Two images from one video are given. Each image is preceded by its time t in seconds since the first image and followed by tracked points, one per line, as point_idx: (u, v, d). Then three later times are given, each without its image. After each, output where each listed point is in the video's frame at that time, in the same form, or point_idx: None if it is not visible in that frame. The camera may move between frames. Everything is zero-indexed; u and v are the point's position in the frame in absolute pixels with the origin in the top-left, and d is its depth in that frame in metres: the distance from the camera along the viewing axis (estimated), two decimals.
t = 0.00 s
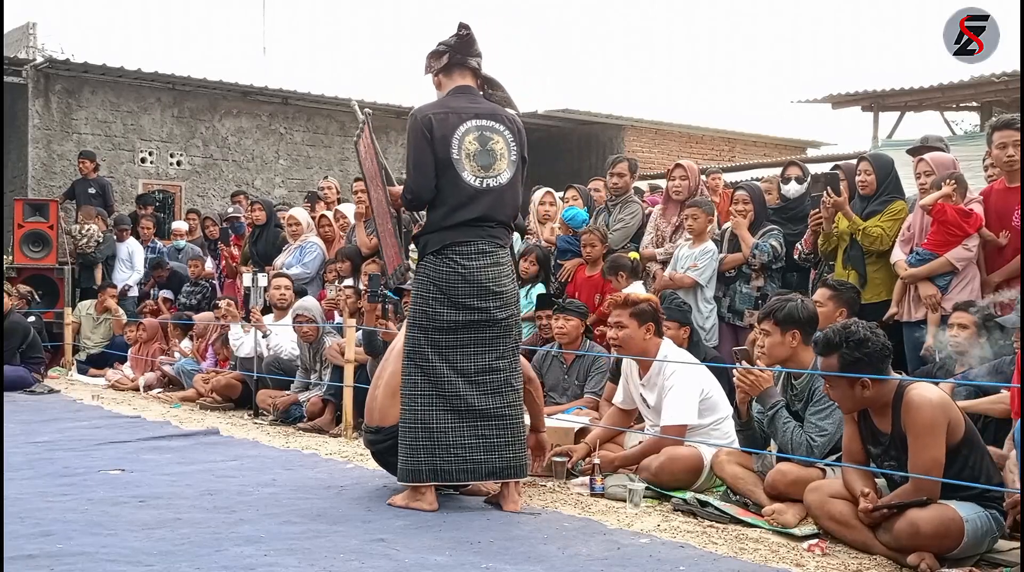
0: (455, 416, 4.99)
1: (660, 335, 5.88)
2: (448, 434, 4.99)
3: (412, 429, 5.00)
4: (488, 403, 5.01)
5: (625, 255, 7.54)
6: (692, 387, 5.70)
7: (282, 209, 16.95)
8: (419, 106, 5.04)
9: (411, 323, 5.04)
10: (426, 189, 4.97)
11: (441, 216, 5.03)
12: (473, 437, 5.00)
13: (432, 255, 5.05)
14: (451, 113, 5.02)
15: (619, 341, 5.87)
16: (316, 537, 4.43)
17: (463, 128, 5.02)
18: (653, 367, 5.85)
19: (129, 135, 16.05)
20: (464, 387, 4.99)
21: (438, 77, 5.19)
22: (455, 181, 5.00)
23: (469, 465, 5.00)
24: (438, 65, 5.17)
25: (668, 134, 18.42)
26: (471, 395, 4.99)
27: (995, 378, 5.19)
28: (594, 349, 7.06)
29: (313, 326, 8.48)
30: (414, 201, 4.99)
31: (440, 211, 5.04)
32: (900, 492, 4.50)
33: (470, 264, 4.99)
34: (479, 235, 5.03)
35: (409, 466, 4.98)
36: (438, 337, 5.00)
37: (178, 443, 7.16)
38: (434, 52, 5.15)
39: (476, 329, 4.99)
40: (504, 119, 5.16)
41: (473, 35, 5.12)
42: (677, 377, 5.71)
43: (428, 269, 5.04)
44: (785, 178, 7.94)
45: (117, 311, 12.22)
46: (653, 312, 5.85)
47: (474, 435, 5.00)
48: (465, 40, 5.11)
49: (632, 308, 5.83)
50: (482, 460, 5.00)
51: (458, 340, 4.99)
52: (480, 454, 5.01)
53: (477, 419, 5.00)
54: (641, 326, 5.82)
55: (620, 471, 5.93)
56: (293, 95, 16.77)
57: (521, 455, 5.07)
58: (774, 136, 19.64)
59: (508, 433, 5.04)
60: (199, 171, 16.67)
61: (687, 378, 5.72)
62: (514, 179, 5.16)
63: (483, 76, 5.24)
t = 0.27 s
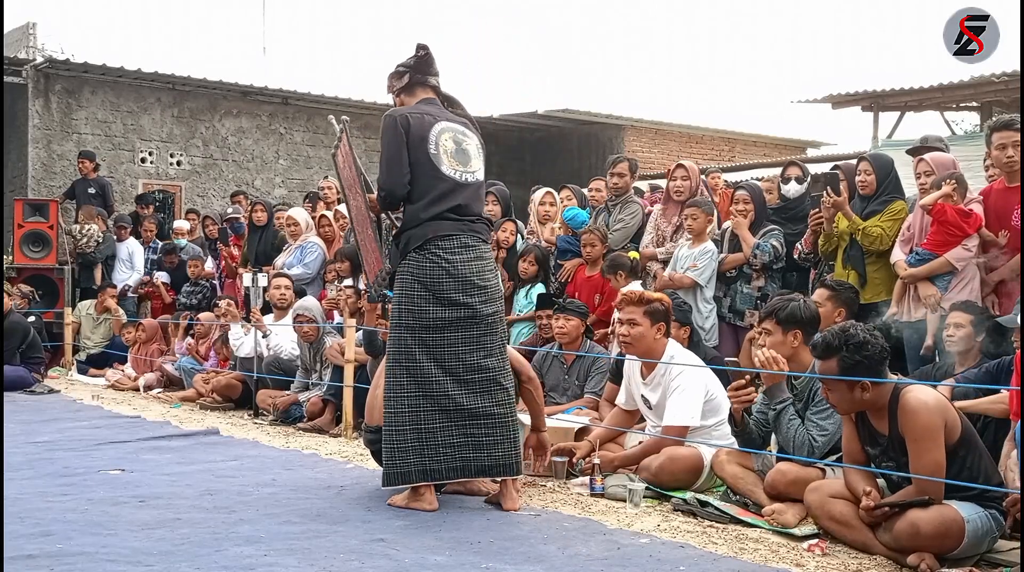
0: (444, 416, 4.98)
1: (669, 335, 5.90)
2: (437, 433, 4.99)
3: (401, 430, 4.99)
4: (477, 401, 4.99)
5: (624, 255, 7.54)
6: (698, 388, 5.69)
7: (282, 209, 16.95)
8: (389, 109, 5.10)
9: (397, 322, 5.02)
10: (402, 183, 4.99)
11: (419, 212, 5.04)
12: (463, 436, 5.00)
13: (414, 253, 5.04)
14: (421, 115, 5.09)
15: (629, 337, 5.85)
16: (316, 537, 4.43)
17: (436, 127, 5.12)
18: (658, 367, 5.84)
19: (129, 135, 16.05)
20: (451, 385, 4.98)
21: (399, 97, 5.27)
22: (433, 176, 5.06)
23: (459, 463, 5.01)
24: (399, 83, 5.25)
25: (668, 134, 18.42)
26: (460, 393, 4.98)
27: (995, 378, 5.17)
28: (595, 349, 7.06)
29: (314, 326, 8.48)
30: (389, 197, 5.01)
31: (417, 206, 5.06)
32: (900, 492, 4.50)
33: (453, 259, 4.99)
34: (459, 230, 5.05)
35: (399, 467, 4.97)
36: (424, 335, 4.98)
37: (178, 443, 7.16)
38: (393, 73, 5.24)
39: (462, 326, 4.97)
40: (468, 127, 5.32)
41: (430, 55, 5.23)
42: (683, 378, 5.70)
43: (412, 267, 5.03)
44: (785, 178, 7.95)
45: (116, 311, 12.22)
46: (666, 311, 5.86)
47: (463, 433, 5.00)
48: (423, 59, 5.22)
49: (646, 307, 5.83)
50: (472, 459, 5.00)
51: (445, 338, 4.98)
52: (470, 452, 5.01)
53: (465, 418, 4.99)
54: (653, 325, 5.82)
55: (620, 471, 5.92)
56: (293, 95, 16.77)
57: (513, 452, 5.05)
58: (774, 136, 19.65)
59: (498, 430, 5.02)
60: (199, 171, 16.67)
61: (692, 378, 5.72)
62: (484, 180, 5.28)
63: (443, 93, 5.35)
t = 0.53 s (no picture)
0: (439, 414, 4.97)
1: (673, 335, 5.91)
2: (434, 433, 4.97)
3: (397, 431, 4.96)
4: (472, 398, 5.00)
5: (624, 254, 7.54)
6: (699, 388, 5.69)
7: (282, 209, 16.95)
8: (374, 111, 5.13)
9: (389, 321, 5.02)
10: (389, 179, 5.00)
11: (405, 209, 5.06)
12: (460, 434, 4.98)
13: (403, 251, 5.05)
14: (405, 117, 5.12)
15: (634, 339, 5.85)
16: (316, 537, 4.43)
17: (422, 129, 5.17)
18: (661, 367, 5.84)
19: (129, 135, 16.05)
20: (445, 382, 4.98)
21: (381, 107, 5.30)
22: (420, 174, 5.09)
23: (457, 463, 4.99)
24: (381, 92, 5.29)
25: (668, 134, 18.41)
26: (455, 391, 4.98)
27: (995, 378, 5.18)
28: (595, 349, 7.06)
29: (313, 326, 8.48)
30: (376, 194, 5.02)
31: (404, 203, 5.07)
32: (898, 492, 4.51)
33: (443, 256, 5.00)
34: (447, 227, 5.07)
35: (397, 469, 4.94)
36: (417, 334, 4.98)
37: (178, 443, 7.16)
38: (375, 84, 5.29)
39: (454, 322, 4.97)
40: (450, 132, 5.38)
41: (411, 65, 5.27)
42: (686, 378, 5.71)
43: (403, 266, 5.03)
44: (785, 178, 7.96)
45: (116, 311, 12.22)
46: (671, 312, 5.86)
47: (459, 431, 4.99)
48: (405, 69, 5.26)
49: (650, 308, 5.82)
50: (469, 456, 4.99)
51: (438, 335, 4.97)
52: (467, 450, 5.00)
53: (461, 415, 4.99)
54: (658, 326, 5.82)
55: (620, 471, 5.91)
56: (294, 95, 16.77)
57: (509, 448, 5.06)
58: (774, 136, 19.65)
59: (493, 427, 5.03)
60: (199, 171, 16.67)
61: (694, 379, 5.71)
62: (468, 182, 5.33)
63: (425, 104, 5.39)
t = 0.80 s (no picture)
0: (438, 415, 4.97)
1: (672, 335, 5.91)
2: (433, 433, 4.97)
3: (395, 432, 4.95)
4: (470, 397, 5.00)
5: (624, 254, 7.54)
6: (698, 388, 5.69)
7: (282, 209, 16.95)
8: (367, 112, 5.12)
9: (386, 323, 5.01)
10: (382, 179, 4.99)
11: (399, 209, 5.05)
12: (458, 434, 4.99)
13: (398, 251, 5.03)
14: (400, 118, 5.12)
15: (634, 340, 5.84)
16: (316, 537, 4.43)
17: (416, 130, 5.17)
18: (660, 367, 5.83)
19: (129, 135, 16.05)
20: (443, 382, 4.98)
21: (375, 109, 5.30)
22: (414, 174, 5.08)
23: (457, 463, 4.98)
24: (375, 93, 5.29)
25: (668, 134, 18.41)
26: (453, 390, 4.98)
27: (995, 378, 5.18)
28: (595, 349, 7.05)
29: (313, 326, 8.48)
30: (369, 196, 5.00)
31: (398, 203, 5.06)
32: (901, 493, 4.50)
33: (438, 255, 4.99)
34: (442, 227, 5.05)
35: (396, 470, 4.93)
36: (414, 334, 4.97)
37: (178, 443, 7.16)
38: (370, 86, 5.28)
39: (450, 322, 4.97)
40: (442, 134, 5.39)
41: (405, 67, 5.27)
42: (684, 378, 5.70)
43: (398, 266, 5.02)
44: (785, 178, 7.91)
45: (116, 311, 12.23)
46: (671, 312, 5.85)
47: (458, 431, 4.99)
48: (399, 71, 5.24)
49: (650, 309, 5.82)
50: (468, 455, 5.00)
51: (435, 335, 4.97)
52: (466, 450, 5.00)
53: (459, 415, 4.99)
54: (658, 327, 5.81)
55: (620, 471, 5.89)
56: (294, 95, 16.76)
57: (507, 446, 5.08)
58: (774, 136, 19.66)
59: (491, 426, 5.04)
60: (199, 171, 16.67)
61: (693, 379, 5.70)
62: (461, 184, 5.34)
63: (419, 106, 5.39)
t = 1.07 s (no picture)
0: (435, 415, 4.97)
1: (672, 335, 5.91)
2: (430, 433, 4.97)
3: (393, 433, 4.96)
4: (467, 397, 5.00)
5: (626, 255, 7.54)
6: (697, 388, 5.69)
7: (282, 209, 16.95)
8: (364, 109, 5.13)
9: (382, 324, 5.01)
10: (374, 178, 4.99)
11: (393, 208, 5.05)
12: (456, 434, 4.99)
13: (393, 253, 5.03)
14: (396, 116, 5.12)
15: (634, 342, 5.85)
16: (316, 537, 4.43)
17: (412, 128, 5.15)
18: (659, 368, 5.82)
19: (129, 135, 16.05)
20: (439, 383, 4.98)
21: (375, 104, 5.31)
22: (409, 173, 5.07)
23: (455, 462, 4.99)
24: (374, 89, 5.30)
25: (668, 134, 18.42)
26: (450, 391, 4.98)
27: (994, 378, 5.18)
28: (595, 350, 7.05)
29: (313, 326, 8.48)
30: (363, 196, 5.01)
31: (393, 202, 5.07)
32: (901, 493, 4.50)
33: (432, 256, 4.98)
34: (437, 227, 5.04)
35: (394, 471, 4.94)
36: (410, 335, 4.98)
37: (178, 443, 7.16)
38: (370, 82, 5.28)
39: (445, 322, 4.96)
40: (442, 130, 5.36)
41: (405, 62, 5.25)
42: (683, 378, 5.70)
43: (393, 267, 5.02)
44: (784, 178, 7.97)
45: (114, 311, 12.25)
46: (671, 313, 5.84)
47: (455, 431, 4.99)
48: (399, 67, 5.23)
49: (650, 311, 5.81)
50: (466, 455, 5.00)
51: (431, 336, 4.97)
52: (464, 450, 5.00)
53: (456, 415, 4.99)
54: (658, 327, 5.82)
55: (620, 472, 5.88)
56: (294, 95, 16.76)
57: (506, 444, 5.08)
58: (774, 136, 19.66)
59: (489, 425, 5.04)
60: (199, 171, 16.67)
61: (692, 378, 5.70)
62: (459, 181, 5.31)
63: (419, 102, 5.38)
